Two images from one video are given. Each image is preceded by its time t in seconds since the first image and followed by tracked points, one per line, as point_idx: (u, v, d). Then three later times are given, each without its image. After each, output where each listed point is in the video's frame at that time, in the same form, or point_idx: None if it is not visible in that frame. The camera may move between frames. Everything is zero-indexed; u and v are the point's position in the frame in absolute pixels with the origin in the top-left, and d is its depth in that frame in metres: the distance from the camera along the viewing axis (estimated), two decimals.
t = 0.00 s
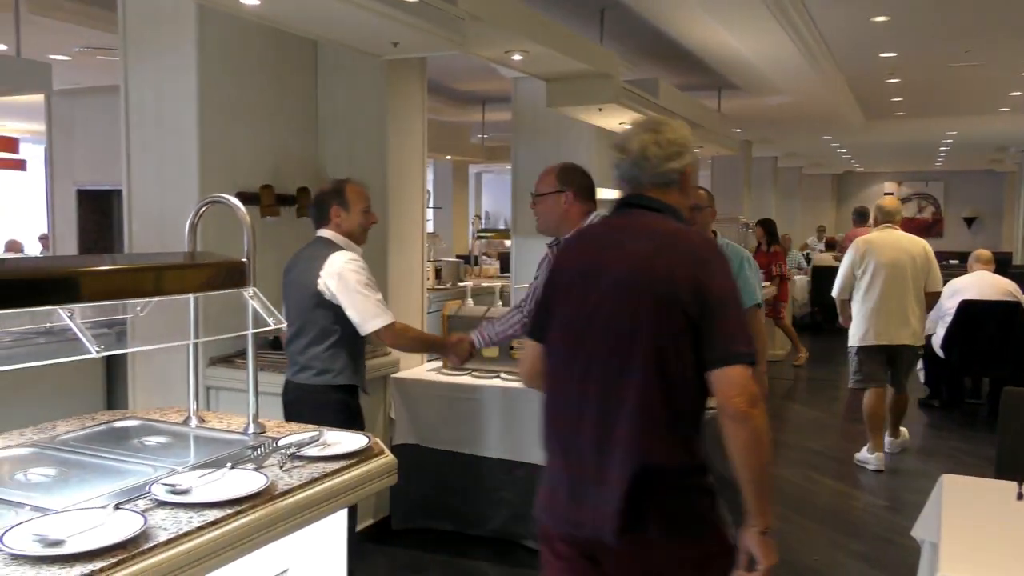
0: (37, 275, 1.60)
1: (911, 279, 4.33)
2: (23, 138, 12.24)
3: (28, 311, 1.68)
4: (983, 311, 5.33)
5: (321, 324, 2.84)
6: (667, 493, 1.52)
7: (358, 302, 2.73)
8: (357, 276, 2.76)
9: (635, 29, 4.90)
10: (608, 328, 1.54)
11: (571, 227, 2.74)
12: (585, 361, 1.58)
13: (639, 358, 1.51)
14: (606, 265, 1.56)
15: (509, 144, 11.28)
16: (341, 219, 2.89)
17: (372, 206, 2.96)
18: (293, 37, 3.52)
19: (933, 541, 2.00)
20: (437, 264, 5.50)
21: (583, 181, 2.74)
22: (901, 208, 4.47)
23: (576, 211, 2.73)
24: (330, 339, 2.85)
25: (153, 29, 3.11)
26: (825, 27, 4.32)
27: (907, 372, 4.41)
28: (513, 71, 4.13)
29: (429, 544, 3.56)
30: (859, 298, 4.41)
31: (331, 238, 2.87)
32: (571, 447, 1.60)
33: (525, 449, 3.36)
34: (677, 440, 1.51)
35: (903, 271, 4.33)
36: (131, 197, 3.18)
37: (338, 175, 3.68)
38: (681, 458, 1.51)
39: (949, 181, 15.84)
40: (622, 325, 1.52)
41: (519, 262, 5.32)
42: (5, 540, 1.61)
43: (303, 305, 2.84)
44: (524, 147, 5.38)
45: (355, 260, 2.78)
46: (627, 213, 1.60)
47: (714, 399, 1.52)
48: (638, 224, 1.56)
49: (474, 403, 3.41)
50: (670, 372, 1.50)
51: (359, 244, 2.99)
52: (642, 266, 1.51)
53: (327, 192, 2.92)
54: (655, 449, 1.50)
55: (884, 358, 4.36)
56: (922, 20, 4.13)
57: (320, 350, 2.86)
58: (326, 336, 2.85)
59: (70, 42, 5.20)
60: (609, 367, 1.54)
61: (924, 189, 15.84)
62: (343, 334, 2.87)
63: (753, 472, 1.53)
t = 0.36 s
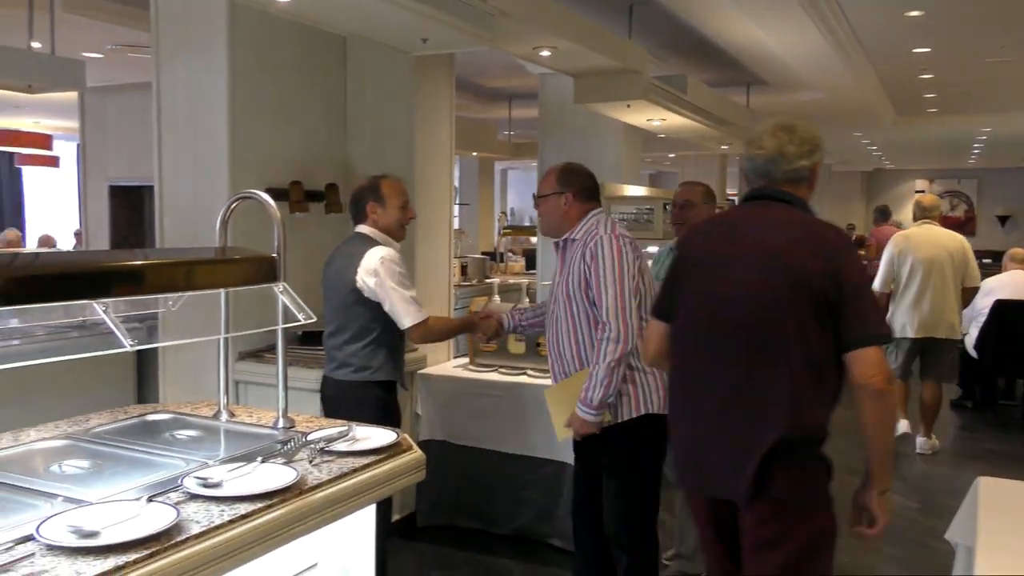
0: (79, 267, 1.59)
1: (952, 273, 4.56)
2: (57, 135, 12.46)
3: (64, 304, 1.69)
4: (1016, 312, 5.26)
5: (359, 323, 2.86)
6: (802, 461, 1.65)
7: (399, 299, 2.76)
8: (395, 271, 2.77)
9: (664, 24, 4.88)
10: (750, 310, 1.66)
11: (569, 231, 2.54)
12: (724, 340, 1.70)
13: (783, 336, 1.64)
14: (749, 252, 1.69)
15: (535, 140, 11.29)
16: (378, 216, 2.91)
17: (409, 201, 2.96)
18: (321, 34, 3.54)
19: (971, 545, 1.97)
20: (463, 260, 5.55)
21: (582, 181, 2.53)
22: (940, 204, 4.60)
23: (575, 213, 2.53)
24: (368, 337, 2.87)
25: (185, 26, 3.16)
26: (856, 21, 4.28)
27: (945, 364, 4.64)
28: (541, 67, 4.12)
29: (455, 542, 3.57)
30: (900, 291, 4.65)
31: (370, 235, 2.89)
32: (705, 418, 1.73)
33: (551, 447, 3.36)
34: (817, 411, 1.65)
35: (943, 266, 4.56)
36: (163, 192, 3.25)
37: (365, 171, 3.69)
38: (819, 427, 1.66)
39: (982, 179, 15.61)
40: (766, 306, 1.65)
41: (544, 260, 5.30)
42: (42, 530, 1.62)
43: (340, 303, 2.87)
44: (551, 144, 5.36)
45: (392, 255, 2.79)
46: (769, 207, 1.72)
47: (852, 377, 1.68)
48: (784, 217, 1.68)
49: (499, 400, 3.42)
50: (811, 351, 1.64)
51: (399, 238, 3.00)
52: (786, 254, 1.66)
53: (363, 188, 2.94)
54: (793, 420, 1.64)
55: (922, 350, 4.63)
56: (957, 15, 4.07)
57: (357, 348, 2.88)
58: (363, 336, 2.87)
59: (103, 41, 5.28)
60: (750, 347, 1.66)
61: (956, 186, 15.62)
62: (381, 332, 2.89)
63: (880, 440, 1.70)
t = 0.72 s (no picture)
0: (111, 264, 1.58)
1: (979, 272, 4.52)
2: (92, 128, 12.66)
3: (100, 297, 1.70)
4: None
5: (383, 313, 2.86)
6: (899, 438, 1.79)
7: (420, 288, 2.73)
8: (416, 260, 2.75)
9: (697, 15, 4.84)
10: (852, 302, 1.76)
11: (618, 217, 2.46)
12: (825, 331, 1.80)
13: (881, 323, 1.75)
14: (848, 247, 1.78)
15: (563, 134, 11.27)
16: (402, 210, 2.91)
17: (432, 193, 2.95)
18: (356, 26, 3.54)
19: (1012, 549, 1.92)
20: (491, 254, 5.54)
21: (639, 167, 2.44)
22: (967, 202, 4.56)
23: (627, 200, 2.44)
24: (393, 327, 2.88)
25: (219, 22, 3.21)
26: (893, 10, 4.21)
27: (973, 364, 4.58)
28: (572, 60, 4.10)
29: (482, 537, 3.56)
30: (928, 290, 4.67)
31: (395, 228, 2.90)
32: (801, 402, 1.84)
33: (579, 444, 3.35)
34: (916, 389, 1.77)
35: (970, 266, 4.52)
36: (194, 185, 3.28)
37: (395, 165, 3.69)
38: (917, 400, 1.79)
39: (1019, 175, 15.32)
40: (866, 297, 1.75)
41: (572, 254, 5.28)
42: (79, 520, 1.61)
43: (365, 293, 2.88)
44: (580, 138, 5.33)
45: (412, 245, 2.77)
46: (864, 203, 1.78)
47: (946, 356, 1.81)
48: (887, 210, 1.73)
49: (526, 395, 3.41)
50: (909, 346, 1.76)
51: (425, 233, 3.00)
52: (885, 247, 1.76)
53: (388, 182, 2.95)
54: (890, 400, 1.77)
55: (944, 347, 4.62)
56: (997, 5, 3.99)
57: (381, 338, 2.89)
58: (387, 325, 2.88)
59: (137, 34, 5.33)
60: (853, 340, 1.77)
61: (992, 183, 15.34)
62: (405, 321, 2.89)
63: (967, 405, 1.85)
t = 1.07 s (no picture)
0: (126, 262, 1.58)
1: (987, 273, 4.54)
2: (110, 128, 12.77)
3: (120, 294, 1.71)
4: None
5: (395, 310, 2.87)
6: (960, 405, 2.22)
7: (430, 285, 2.73)
8: (424, 257, 2.75)
9: (712, 13, 4.85)
10: (922, 281, 2.21)
11: (631, 213, 2.46)
12: (885, 310, 2.27)
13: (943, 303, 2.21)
14: (912, 240, 2.22)
15: (578, 133, 11.31)
16: (412, 208, 2.91)
17: (440, 188, 2.94)
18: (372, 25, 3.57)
19: None
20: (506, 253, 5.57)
21: (652, 163, 2.43)
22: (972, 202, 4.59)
23: (639, 196, 2.44)
24: (404, 324, 2.88)
25: (237, 23, 3.26)
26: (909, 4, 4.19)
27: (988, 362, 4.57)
28: (586, 58, 4.10)
29: (496, 536, 3.57)
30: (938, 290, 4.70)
31: (408, 227, 2.90)
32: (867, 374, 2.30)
33: (593, 442, 3.34)
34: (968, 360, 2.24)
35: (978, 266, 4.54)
36: (212, 181, 3.36)
37: (411, 164, 3.70)
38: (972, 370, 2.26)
39: None
40: (928, 283, 2.21)
41: (586, 253, 5.28)
42: (98, 516, 1.61)
43: (378, 290, 2.89)
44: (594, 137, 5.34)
45: (420, 242, 2.77)
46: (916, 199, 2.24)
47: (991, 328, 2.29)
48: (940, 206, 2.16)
49: (540, 393, 3.41)
50: (962, 318, 2.22)
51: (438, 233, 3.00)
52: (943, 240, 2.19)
53: (396, 181, 2.95)
54: (951, 370, 2.21)
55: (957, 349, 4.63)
56: None
57: (393, 336, 2.90)
58: (398, 322, 2.88)
59: (155, 33, 5.37)
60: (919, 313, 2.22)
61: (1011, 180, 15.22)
62: (416, 318, 2.90)
63: (1008, 376, 2.34)
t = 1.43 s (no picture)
0: (142, 262, 1.58)
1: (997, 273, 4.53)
2: (123, 127, 12.83)
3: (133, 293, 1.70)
4: None
5: (405, 309, 2.88)
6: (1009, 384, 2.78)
7: (436, 288, 2.73)
8: (433, 257, 2.74)
9: (723, 13, 4.85)
10: (981, 280, 2.78)
11: (616, 218, 2.49)
12: (952, 303, 2.81)
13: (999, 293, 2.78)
14: (972, 241, 2.80)
15: (589, 133, 11.32)
16: (425, 208, 2.92)
17: (456, 190, 2.95)
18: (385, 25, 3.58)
19: None
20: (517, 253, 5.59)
21: (635, 170, 2.46)
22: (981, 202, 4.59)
23: (622, 202, 2.47)
24: (414, 323, 2.89)
25: (251, 24, 3.29)
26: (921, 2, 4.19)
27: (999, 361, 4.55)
28: (597, 58, 4.10)
29: (508, 534, 3.57)
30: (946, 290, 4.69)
31: (420, 226, 2.91)
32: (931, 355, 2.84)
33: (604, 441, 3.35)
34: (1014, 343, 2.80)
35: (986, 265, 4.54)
36: (226, 180, 3.39)
37: (422, 163, 3.72)
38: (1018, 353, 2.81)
39: None
40: (983, 277, 2.78)
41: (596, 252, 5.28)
42: (113, 514, 1.62)
43: (388, 289, 2.91)
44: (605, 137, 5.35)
45: (429, 243, 2.76)
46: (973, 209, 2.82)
47: None
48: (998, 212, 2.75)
49: (552, 392, 3.43)
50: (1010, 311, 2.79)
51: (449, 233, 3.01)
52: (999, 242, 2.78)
53: (410, 181, 2.96)
54: (1000, 347, 2.78)
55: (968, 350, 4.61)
56: None
57: (404, 335, 2.91)
58: (408, 321, 2.89)
59: (169, 33, 5.40)
60: (977, 307, 2.78)
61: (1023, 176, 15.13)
62: (426, 317, 2.91)
63: None
